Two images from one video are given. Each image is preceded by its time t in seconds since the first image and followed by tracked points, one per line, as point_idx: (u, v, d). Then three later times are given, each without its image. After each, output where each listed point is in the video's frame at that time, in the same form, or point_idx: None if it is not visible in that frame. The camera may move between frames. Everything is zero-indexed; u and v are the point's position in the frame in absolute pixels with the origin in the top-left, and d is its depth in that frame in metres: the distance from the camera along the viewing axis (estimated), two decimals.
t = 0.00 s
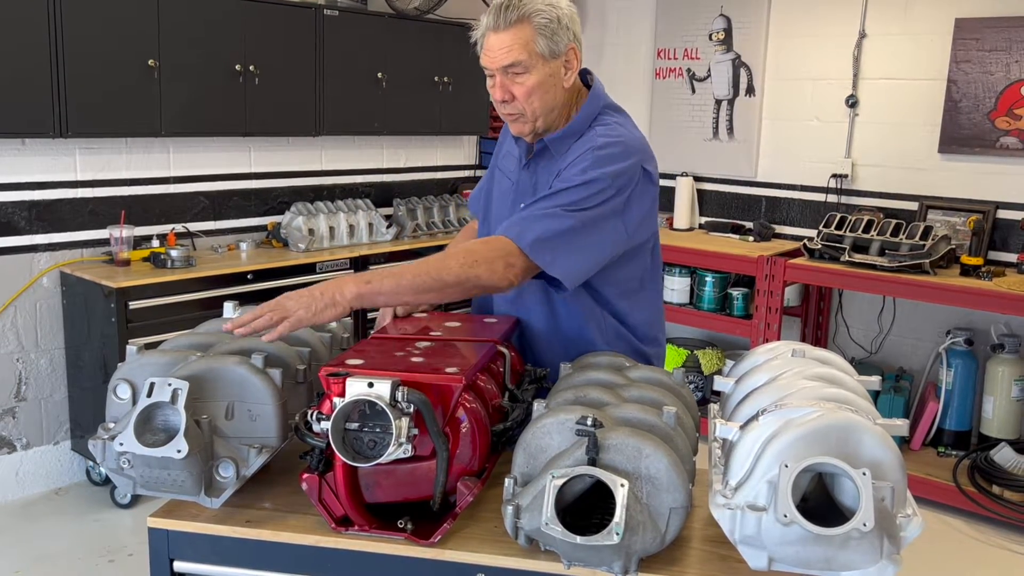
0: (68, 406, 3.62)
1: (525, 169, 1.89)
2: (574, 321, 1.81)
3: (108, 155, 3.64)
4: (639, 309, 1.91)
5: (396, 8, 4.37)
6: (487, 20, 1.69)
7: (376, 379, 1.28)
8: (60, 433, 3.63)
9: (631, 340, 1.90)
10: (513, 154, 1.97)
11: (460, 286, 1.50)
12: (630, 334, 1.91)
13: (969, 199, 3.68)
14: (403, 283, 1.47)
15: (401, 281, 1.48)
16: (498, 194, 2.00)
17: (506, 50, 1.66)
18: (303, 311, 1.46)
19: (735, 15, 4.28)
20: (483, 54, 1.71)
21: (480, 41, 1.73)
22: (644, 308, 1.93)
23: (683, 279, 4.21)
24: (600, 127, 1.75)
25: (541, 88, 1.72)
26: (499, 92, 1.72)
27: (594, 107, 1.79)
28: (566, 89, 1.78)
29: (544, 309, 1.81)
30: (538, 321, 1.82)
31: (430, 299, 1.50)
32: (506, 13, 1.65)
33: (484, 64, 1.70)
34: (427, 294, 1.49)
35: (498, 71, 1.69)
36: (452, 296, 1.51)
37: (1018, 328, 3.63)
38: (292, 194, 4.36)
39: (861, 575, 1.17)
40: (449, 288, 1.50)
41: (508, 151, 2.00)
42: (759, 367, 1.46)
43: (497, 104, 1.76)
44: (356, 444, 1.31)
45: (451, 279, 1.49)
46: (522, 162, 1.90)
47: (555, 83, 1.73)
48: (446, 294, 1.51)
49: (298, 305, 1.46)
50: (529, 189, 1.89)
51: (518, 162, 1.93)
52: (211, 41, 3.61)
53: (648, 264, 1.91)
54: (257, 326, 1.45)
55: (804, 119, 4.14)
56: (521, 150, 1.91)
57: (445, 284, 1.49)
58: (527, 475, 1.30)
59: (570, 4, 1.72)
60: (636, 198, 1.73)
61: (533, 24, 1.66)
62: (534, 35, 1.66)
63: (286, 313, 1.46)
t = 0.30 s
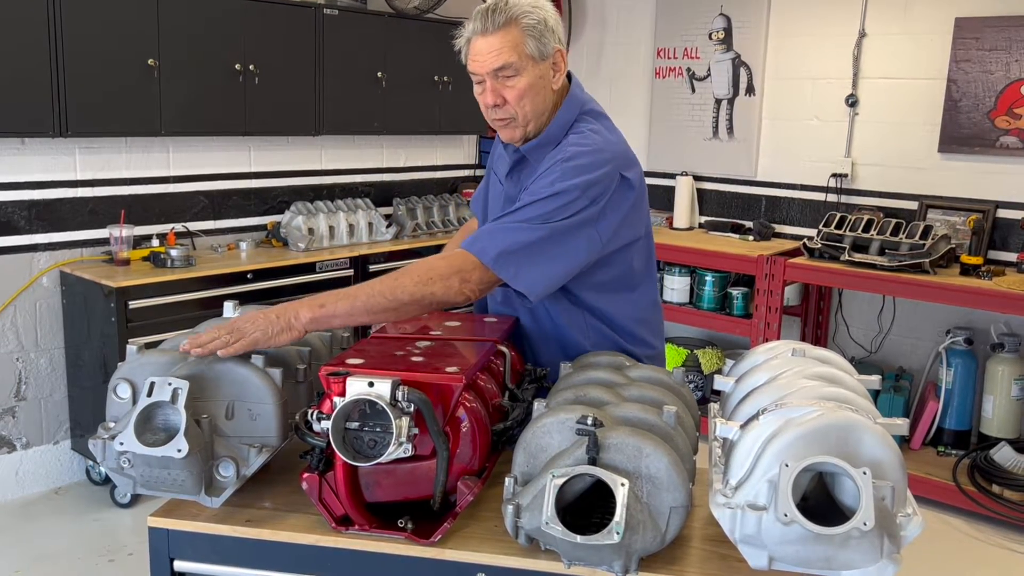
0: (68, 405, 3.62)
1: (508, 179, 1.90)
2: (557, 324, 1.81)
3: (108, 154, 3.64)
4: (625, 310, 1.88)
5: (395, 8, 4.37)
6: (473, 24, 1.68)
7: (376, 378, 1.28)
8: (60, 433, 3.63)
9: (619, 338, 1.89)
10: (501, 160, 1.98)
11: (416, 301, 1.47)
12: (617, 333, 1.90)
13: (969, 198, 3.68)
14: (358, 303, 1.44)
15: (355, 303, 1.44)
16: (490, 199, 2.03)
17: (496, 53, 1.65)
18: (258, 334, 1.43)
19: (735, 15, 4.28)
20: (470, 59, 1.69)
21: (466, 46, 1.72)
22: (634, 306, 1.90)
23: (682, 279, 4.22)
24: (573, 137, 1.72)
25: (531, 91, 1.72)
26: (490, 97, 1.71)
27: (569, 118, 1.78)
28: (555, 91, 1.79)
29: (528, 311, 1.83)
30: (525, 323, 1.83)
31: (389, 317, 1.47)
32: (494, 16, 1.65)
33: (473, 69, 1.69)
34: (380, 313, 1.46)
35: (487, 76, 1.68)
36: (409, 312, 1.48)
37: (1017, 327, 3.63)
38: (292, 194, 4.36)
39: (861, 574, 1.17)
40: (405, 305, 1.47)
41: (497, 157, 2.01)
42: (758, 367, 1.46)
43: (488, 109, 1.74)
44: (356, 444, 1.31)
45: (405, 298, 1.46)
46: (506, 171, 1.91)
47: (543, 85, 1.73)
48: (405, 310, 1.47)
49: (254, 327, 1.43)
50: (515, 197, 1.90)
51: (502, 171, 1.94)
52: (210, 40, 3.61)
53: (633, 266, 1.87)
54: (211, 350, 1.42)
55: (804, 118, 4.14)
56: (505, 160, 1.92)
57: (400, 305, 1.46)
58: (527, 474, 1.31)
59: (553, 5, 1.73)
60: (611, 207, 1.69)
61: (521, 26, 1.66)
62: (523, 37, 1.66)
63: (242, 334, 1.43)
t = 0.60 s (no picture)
0: (68, 405, 3.62)
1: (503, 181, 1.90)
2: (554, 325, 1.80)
3: (108, 153, 3.64)
4: (619, 310, 1.88)
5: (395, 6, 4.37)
6: (469, 21, 1.68)
7: (376, 377, 1.28)
8: (60, 432, 3.63)
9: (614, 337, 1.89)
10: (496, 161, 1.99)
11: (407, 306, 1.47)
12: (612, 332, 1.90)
13: (969, 198, 3.67)
14: (350, 309, 1.44)
15: (347, 310, 1.44)
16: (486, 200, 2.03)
17: (492, 48, 1.65)
18: (253, 345, 1.42)
19: (735, 14, 4.28)
20: (467, 56, 1.70)
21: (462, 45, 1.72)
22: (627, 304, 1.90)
23: (682, 278, 4.22)
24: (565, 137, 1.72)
25: (528, 89, 1.71)
26: (487, 93, 1.71)
27: (561, 119, 1.78)
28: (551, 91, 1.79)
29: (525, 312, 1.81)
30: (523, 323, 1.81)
31: (381, 320, 1.46)
32: (489, 13, 1.65)
33: (469, 66, 1.69)
34: (372, 318, 1.45)
35: (484, 70, 1.68)
36: (401, 316, 1.48)
37: (1017, 326, 3.63)
38: (291, 193, 4.35)
39: (862, 573, 1.17)
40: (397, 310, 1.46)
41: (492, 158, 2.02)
42: (758, 367, 1.46)
43: (483, 106, 1.74)
44: (357, 443, 1.31)
45: (397, 302, 1.45)
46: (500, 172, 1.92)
47: (540, 84, 1.73)
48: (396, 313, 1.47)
49: (248, 341, 1.42)
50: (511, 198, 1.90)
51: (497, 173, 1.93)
52: (210, 39, 3.60)
53: (629, 265, 1.86)
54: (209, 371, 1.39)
55: (804, 118, 4.14)
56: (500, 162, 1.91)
57: (392, 311, 1.46)
58: (528, 473, 1.30)
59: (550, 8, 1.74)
60: (605, 206, 1.69)
61: (517, 23, 1.66)
62: (519, 33, 1.66)
63: (236, 349, 1.42)
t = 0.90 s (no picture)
0: (67, 404, 3.62)
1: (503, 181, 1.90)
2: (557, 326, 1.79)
3: (108, 153, 3.64)
4: (619, 309, 1.88)
5: (395, 5, 4.37)
6: (469, 23, 1.67)
7: (376, 376, 1.28)
8: (60, 431, 3.63)
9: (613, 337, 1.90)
10: (495, 162, 1.99)
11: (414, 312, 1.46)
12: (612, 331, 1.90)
13: (969, 197, 3.67)
14: (356, 313, 1.42)
15: (353, 314, 1.42)
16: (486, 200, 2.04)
17: (493, 52, 1.65)
18: (254, 339, 1.41)
19: (734, 13, 4.28)
20: (468, 58, 1.69)
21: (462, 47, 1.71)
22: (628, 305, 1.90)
23: (682, 278, 4.22)
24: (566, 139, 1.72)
25: (529, 92, 1.71)
26: (488, 97, 1.70)
27: (561, 120, 1.78)
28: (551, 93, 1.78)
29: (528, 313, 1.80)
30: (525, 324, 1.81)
31: (389, 326, 1.46)
32: (491, 16, 1.64)
33: (470, 69, 1.68)
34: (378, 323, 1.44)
35: (485, 74, 1.67)
36: (407, 321, 1.47)
37: (1017, 326, 3.63)
38: (291, 192, 4.35)
39: (862, 573, 1.17)
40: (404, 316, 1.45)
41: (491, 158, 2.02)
42: (759, 366, 1.46)
43: (485, 110, 1.74)
44: (357, 442, 1.30)
45: (402, 307, 1.44)
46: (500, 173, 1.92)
47: (541, 86, 1.73)
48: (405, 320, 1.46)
49: (249, 337, 1.42)
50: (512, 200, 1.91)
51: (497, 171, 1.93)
52: (210, 39, 3.60)
53: (630, 265, 1.86)
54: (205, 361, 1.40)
55: (804, 117, 4.14)
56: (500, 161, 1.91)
57: (398, 317, 1.45)
58: (528, 473, 1.30)
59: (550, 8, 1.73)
60: (607, 208, 1.69)
61: (518, 27, 1.65)
62: (521, 37, 1.66)
63: (237, 344, 1.41)
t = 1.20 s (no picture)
0: (67, 403, 3.62)
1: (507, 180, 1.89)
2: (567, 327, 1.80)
3: (108, 152, 3.64)
4: (624, 308, 1.89)
5: (395, 5, 4.37)
6: (457, 44, 1.67)
7: (376, 376, 1.28)
8: (60, 431, 3.63)
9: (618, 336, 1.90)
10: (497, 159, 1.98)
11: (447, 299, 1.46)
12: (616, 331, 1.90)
13: (969, 196, 3.67)
14: (387, 283, 1.43)
15: (384, 285, 1.42)
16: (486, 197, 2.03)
17: (480, 75, 1.64)
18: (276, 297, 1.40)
19: (735, 12, 4.28)
20: (458, 78, 1.68)
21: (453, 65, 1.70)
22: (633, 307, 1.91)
23: (682, 277, 4.22)
24: (577, 137, 1.74)
25: (521, 106, 1.70)
26: (479, 116, 1.71)
27: (571, 119, 1.78)
28: (546, 101, 1.77)
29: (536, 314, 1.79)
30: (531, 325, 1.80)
31: (416, 305, 1.45)
32: (477, 37, 1.63)
33: (460, 88, 1.68)
34: (408, 301, 1.44)
35: (474, 96, 1.67)
36: (435, 306, 1.47)
37: (1017, 325, 3.63)
38: (291, 191, 4.35)
39: (862, 573, 1.16)
40: (434, 299, 1.45)
41: (492, 156, 2.01)
42: (759, 365, 1.46)
43: (480, 127, 1.75)
44: (357, 442, 1.30)
45: (435, 290, 1.45)
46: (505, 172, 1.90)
47: (533, 98, 1.72)
48: (437, 306, 1.46)
49: (274, 290, 1.41)
50: (517, 199, 1.90)
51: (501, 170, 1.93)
52: (209, 38, 3.60)
53: (635, 263, 1.88)
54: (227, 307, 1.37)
55: (804, 116, 4.14)
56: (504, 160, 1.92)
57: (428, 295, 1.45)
58: (527, 472, 1.30)
59: (535, 15, 1.69)
60: (622, 205, 1.72)
61: (503, 46, 1.63)
62: (506, 56, 1.63)
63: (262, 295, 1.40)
